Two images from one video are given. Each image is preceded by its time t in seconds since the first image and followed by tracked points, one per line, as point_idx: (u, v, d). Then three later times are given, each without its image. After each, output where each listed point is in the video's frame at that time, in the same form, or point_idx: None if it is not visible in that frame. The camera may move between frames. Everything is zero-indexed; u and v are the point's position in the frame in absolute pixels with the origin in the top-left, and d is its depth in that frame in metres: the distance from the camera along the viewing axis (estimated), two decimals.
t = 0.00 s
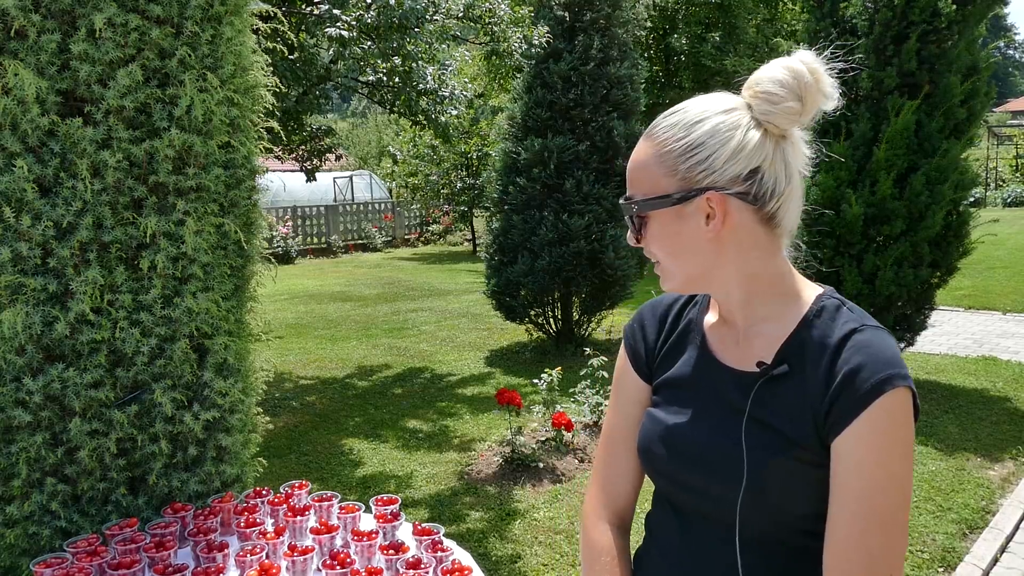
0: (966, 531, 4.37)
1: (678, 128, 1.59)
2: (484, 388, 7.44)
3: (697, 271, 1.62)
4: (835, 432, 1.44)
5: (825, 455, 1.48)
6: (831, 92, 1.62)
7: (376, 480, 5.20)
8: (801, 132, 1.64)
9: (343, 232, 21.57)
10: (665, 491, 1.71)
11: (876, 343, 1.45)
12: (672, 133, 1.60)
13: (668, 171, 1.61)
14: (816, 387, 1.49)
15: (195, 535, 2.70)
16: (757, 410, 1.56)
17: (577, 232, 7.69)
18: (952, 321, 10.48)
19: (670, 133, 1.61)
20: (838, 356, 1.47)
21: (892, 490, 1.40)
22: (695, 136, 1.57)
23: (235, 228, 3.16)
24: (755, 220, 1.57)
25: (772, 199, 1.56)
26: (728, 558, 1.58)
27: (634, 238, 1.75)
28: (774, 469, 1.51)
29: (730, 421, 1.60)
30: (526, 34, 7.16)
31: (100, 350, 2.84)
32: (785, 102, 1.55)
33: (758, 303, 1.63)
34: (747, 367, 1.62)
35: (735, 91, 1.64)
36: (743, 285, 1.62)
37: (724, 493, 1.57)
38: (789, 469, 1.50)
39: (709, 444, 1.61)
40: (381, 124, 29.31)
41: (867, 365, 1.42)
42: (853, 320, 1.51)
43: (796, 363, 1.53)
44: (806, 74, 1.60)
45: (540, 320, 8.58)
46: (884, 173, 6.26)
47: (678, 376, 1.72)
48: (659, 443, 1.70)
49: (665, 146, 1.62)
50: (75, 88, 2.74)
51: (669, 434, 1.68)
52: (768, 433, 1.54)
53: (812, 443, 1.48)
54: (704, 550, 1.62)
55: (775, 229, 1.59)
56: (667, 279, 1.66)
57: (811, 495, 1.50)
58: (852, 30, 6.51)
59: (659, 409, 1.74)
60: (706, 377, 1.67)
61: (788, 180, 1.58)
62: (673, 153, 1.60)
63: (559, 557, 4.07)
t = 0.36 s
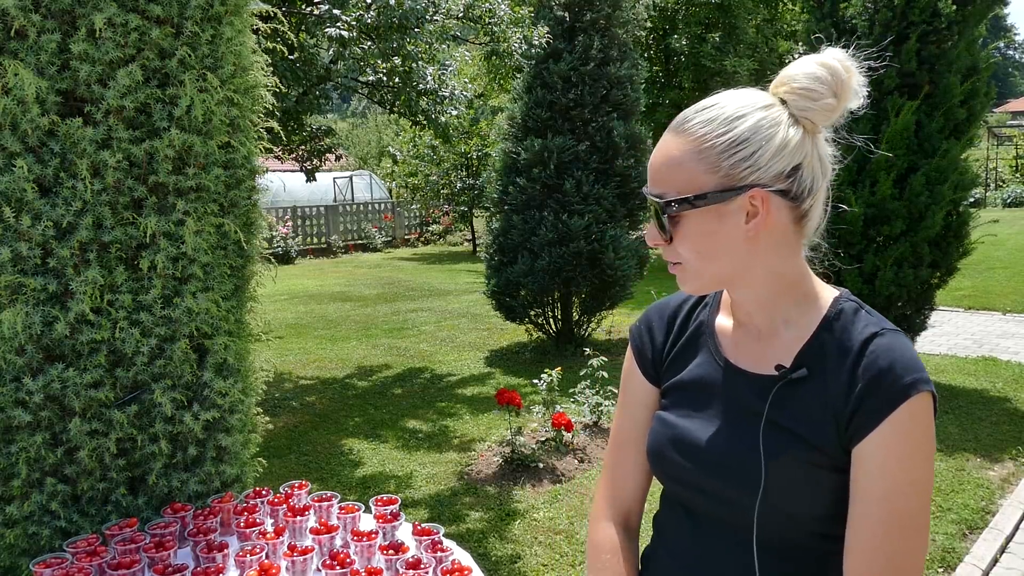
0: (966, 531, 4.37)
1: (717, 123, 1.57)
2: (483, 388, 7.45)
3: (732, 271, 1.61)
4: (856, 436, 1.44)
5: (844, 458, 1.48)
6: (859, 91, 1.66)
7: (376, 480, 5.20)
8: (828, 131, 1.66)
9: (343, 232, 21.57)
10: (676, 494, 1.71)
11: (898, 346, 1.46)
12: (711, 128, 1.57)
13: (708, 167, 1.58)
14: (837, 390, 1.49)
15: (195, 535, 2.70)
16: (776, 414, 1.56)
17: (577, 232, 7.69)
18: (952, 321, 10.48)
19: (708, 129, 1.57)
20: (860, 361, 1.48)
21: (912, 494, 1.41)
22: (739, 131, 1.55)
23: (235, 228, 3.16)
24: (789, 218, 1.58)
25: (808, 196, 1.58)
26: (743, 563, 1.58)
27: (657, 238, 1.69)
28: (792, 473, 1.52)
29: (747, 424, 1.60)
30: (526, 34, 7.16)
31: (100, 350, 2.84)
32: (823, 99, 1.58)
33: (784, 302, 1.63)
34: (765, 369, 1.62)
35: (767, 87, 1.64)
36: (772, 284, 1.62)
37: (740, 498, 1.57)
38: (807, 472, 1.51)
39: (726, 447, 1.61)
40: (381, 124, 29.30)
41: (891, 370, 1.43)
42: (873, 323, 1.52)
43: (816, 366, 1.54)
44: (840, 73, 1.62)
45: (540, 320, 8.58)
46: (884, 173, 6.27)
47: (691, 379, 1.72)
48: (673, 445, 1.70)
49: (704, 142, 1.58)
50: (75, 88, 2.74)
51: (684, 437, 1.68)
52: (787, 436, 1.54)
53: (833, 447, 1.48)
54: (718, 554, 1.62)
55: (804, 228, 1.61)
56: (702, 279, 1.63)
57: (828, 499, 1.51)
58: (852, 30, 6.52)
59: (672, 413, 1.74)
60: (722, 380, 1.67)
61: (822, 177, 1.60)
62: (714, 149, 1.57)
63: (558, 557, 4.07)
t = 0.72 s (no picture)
0: (966, 531, 4.37)
1: (739, 127, 1.57)
2: (483, 388, 7.45)
3: (750, 276, 1.61)
4: (873, 441, 1.44)
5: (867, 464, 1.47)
6: (866, 97, 1.70)
7: (376, 480, 5.20)
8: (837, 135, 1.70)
9: (343, 232, 21.57)
10: (683, 498, 1.70)
11: (910, 351, 1.45)
12: (733, 133, 1.57)
13: (729, 173, 1.57)
14: (851, 396, 1.48)
15: (195, 535, 2.70)
16: (786, 418, 1.56)
17: (577, 232, 7.69)
18: (952, 321, 10.48)
19: (729, 133, 1.57)
20: (874, 366, 1.47)
21: (939, 496, 1.40)
22: (762, 135, 1.56)
23: (235, 228, 3.16)
24: (804, 222, 1.60)
25: (824, 200, 1.61)
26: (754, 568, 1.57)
27: (669, 243, 1.67)
28: (804, 478, 1.51)
29: (755, 428, 1.60)
30: (527, 34, 7.16)
31: (100, 350, 2.84)
32: (840, 103, 1.60)
33: (794, 306, 1.65)
34: (771, 373, 1.63)
35: (779, 91, 1.66)
36: (784, 288, 1.64)
37: (751, 502, 1.56)
38: (821, 478, 1.50)
39: (735, 451, 1.60)
40: (381, 124, 29.27)
41: (907, 377, 1.42)
42: (884, 327, 1.52)
43: (826, 370, 1.54)
44: (850, 77, 1.65)
45: (540, 320, 8.58)
46: (884, 174, 6.27)
47: (694, 382, 1.73)
48: (680, 448, 1.69)
49: (725, 146, 1.58)
50: (75, 88, 2.74)
51: (691, 440, 1.67)
52: (800, 441, 1.53)
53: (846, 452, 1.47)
54: (727, 558, 1.60)
55: (814, 232, 1.63)
56: (719, 285, 1.62)
57: (843, 503, 1.50)
58: (852, 30, 6.53)
59: (677, 415, 1.74)
60: (727, 383, 1.68)
61: (834, 182, 1.64)
62: (736, 153, 1.57)
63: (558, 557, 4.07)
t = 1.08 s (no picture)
0: (965, 531, 4.38)
1: (711, 123, 1.59)
2: (483, 388, 7.45)
3: (731, 271, 1.61)
4: (862, 441, 1.44)
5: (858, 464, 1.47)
6: (855, 95, 1.67)
7: (376, 480, 5.20)
8: (823, 134, 1.68)
9: (343, 232, 21.56)
10: (676, 495, 1.71)
11: (896, 352, 1.44)
12: (705, 128, 1.59)
13: (702, 167, 1.59)
14: (839, 397, 1.48)
15: (194, 535, 2.70)
16: (774, 418, 1.56)
17: (577, 233, 7.69)
18: (952, 322, 10.49)
19: (702, 129, 1.60)
20: (859, 367, 1.47)
21: (929, 496, 1.40)
22: (733, 129, 1.58)
23: (235, 227, 3.15)
24: (783, 217, 1.59)
25: (802, 196, 1.59)
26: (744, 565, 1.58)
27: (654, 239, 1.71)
28: (793, 478, 1.51)
29: (745, 428, 1.60)
30: (527, 34, 7.16)
31: (100, 349, 2.84)
32: (818, 101, 1.59)
33: (781, 304, 1.64)
34: (761, 373, 1.63)
35: (761, 90, 1.67)
36: (770, 285, 1.63)
37: (740, 502, 1.57)
38: (809, 476, 1.50)
39: (725, 450, 1.60)
40: (380, 123, 29.24)
41: (890, 378, 1.41)
42: (873, 328, 1.51)
43: (815, 370, 1.53)
44: (834, 75, 1.63)
45: (540, 320, 8.58)
46: (884, 174, 6.27)
47: (688, 382, 1.74)
48: (673, 447, 1.70)
49: (698, 141, 1.61)
50: (75, 88, 2.74)
51: (682, 439, 1.68)
52: (788, 441, 1.53)
53: (833, 452, 1.47)
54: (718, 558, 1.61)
55: (799, 229, 1.62)
56: (698, 279, 1.63)
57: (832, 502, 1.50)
58: (852, 30, 6.52)
59: (671, 414, 1.75)
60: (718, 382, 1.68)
61: (815, 179, 1.62)
62: (708, 148, 1.59)
63: (558, 557, 4.07)
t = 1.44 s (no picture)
0: (966, 531, 4.38)
1: (663, 124, 1.61)
2: (483, 388, 7.45)
3: (698, 263, 1.60)
4: (833, 432, 1.43)
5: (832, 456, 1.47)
6: (808, 85, 1.64)
7: (376, 480, 5.20)
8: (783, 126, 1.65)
9: (343, 232, 21.55)
10: (663, 490, 1.71)
11: (864, 343, 1.44)
12: (658, 130, 1.61)
13: (658, 164, 1.61)
14: (810, 388, 1.48)
15: (194, 535, 2.70)
16: (749, 411, 1.56)
17: (577, 233, 7.69)
18: (952, 322, 10.50)
19: (655, 129, 1.62)
20: (828, 358, 1.47)
21: (904, 487, 1.37)
22: (683, 125, 1.59)
23: (235, 227, 3.15)
24: (743, 209, 1.57)
25: (760, 186, 1.56)
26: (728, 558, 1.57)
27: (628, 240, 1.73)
28: (770, 471, 1.51)
29: (722, 421, 1.60)
30: (527, 34, 7.15)
31: (100, 349, 2.84)
32: (765, 92, 1.57)
33: (754, 297, 1.62)
34: (737, 367, 1.62)
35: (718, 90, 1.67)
36: (740, 278, 1.61)
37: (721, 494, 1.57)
38: (785, 469, 1.50)
39: (704, 444, 1.60)
40: (380, 123, 29.23)
41: (855, 368, 1.41)
42: (843, 318, 1.50)
43: (786, 363, 1.53)
44: (783, 68, 1.61)
45: (540, 320, 8.58)
46: (884, 174, 6.27)
47: (669, 379, 1.73)
48: (656, 442, 1.70)
49: (653, 141, 1.63)
50: (75, 88, 2.74)
51: (664, 434, 1.68)
52: (763, 433, 1.53)
53: (807, 443, 1.47)
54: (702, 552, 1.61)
55: (764, 221, 1.59)
56: (667, 272, 1.64)
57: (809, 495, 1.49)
58: (852, 30, 6.51)
59: (654, 411, 1.74)
60: (697, 378, 1.67)
61: (773, 168, 1.59)
62: (661, 146, 1.61)
63: (559, 557, 4.07)
